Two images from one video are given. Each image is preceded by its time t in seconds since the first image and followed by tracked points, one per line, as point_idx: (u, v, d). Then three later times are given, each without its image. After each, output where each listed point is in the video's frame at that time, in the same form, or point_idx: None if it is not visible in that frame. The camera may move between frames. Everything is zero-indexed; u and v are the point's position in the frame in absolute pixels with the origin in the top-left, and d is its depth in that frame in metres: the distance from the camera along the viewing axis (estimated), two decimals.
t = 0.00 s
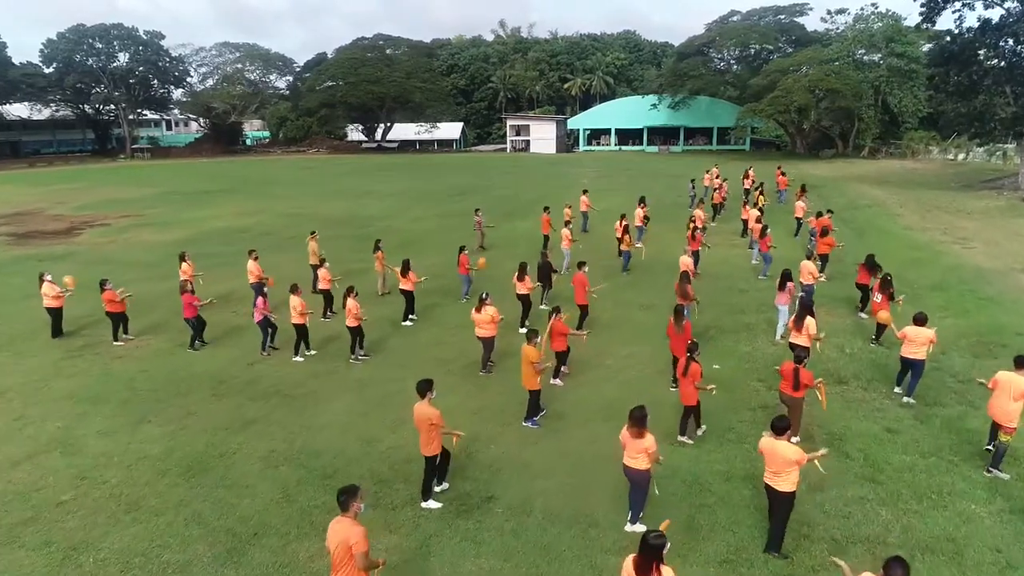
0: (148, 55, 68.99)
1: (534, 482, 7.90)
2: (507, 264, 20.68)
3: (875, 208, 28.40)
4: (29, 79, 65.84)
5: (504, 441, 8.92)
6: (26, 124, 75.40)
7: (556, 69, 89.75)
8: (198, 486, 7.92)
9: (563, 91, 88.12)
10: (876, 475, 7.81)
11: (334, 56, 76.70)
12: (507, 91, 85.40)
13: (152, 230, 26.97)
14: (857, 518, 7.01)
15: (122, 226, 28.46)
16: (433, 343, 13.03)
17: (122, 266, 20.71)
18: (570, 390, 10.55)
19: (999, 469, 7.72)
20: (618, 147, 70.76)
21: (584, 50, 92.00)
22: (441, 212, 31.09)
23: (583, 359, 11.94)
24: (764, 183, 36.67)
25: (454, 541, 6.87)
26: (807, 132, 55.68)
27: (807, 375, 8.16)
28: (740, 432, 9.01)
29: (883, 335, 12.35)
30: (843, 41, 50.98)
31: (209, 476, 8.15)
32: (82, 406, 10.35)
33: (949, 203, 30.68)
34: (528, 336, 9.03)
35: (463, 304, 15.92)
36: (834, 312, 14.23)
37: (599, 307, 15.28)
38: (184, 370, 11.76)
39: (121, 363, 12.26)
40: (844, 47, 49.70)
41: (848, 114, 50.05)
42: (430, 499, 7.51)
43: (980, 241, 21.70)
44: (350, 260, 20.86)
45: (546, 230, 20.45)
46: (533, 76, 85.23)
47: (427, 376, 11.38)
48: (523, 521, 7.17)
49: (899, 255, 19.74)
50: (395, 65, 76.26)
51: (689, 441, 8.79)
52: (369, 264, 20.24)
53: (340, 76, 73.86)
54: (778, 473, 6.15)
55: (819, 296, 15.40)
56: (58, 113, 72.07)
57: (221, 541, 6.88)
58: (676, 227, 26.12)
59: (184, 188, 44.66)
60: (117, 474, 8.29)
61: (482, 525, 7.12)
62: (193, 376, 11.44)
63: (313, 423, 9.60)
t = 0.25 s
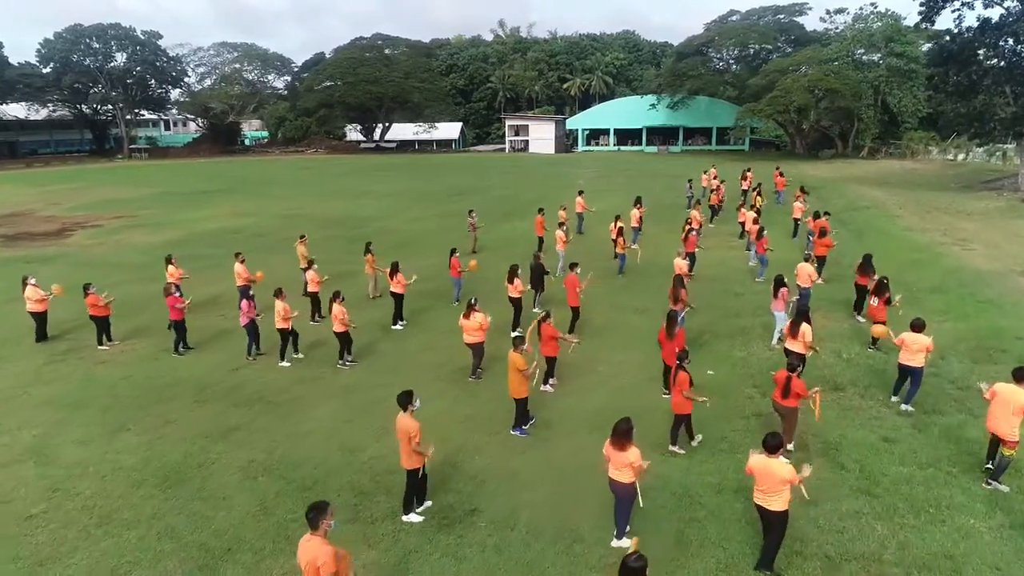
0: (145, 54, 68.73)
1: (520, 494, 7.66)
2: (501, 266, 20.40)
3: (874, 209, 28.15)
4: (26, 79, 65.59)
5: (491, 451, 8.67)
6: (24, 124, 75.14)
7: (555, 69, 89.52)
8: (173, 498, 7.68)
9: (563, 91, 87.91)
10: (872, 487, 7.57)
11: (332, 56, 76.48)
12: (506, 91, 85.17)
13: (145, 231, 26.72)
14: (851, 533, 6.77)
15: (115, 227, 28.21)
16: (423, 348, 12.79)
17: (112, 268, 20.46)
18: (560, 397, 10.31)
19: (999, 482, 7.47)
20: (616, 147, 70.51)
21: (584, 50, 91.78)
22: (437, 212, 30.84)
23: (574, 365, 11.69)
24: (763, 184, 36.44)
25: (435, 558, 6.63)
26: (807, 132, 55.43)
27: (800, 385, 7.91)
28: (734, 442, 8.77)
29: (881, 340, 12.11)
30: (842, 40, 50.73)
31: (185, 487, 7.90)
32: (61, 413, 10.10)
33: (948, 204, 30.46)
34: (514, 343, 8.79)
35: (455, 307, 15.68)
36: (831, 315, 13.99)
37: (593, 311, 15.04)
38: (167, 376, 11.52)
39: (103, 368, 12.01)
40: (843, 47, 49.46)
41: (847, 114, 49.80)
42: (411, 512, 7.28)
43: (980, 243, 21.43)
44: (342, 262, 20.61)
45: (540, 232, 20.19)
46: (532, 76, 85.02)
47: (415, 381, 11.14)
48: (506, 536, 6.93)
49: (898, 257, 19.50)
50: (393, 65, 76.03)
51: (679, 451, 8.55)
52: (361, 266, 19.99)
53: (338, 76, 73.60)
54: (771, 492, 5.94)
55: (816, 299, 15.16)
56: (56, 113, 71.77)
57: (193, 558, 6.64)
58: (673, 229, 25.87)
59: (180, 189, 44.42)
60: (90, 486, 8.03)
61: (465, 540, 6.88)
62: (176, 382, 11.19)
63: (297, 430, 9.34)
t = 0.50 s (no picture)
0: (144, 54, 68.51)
1: (503, 507, 7.43)
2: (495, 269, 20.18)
3: (873, 211, 27.90)
4: (24, 79, 65.36)
5: (475, 461, 8.45)
6: (22, 124, 74.94)
7: (555, 69, 89.29)
8: (146, 512, 7.45)
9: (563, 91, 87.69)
10: (866, 500, 7.33)
11: (331, 56, 76.32)
12: (505, 91, 84.92)
13: (137, 233, 26.50)
14: (843, 549, 6.54)
15: (108, 228, 27.98)
16: (411, 353, 12.57)
17: (101, 271, 20.25)
18: (548, 405, 10.09)
19: (994, 494, 7.25)
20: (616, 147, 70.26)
21: (583, 50, 91.53)
22: (432, 213, 30.60)
23: (564, 372, 11.46)
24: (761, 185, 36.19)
25: None
26: (807, 132, 55.15)
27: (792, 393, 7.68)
28: (725, 452, 8.55)
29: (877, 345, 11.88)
30: (843, 40, 50.46)
31: (159, 500, 7.68)
32: (37, 421, 9.88)
33: (947, 205, 30.22)
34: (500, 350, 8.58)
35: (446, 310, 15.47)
36: (827, 320, 13.75)
37: (585, 315, 14.81)
38: (149, 382, 11.29)
39: (85, 374, 11.79)
40: (843, 46, 49.19)
41: (847, 114, 49.52)
42: (390, 526, 7.04)
43: (980, 245, 21.19)
44: (334, 264, 20.39)
45: (535, 234, 19.97)
46: (532, 76, 84.81)
47: (402, 388, 10.90)
48: (487, 551, 6.70)
49: (896, 259, 19.25)
50: (393, 65, 75.84)
51: (669, 462, 8.33)
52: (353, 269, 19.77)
53: (337, 76, 73.36)
54: (757, 507, 5.71)
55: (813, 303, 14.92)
56: (54, 113, 71.53)
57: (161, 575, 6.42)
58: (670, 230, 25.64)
59: (176, 190, 44.20)
60: (62, 498, 7.80)
61: (444, 556, 6.65)
62: (158, 389, 10.97)
63: (278, 439, 9.11)
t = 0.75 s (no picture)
0: (141, 54, 68.22)
1: (484, 521, 7.20)
2: (488, 271, 19.93)
3: (872, 211, 27.64)
4: (21, 79, 65.08)
5: (459, 472, 8.22)
6: (19, 124, 74.66)
7: (554, 69, 89.07)
8: (117, 524, 7.23)
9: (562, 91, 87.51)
10: (859, 514, 7.10)
11: (330, 56, 76.11)
12: (505, 91, 84.72)
13: (129, 234, 26.26)
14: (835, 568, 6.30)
15: (100, 229, 27.73)
16: (399, 357, 12.34)
17: (89, 273, 20.00)
18: (536, 413, 9.85)
19: (990, 508, 7.02)
20: (615, 148, 70.00)
21: (583, 50, 91.29)
22: (428, 214, 30.36)
23: (554, 378, 11.21)
24: (760, 185, 35.94)
25: None
26: (806, 132, 54.88)
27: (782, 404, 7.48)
28: (715, 463, 8.31)
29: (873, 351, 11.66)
30: (842, 40, 50.20)
31: (131, 513, 7.45)
32: (11, 430, 9.63)
33: (947, 206, 29.98)
34: (484, 358, 8.34)
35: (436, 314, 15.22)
36: (822, 324, 13.53)
37: (577, 318, 14.59)
38: (129, 389, 11.03)
39: (66, 380, 11.56)
40: (842, 46, 48.92)
41: (847, 114, 49.27)
42: (367, 542, 6.81)
43: (979, 247, 20.94)
44: (326, 266, 20.14)
45: (528, 236, 19.74)
46: (531, 76, 84.60)
47: (387, 393, 10.68)
48: (466, 569, 6.47)
49: (895, 261, 19.01)
50: (391, 65, 75.61)
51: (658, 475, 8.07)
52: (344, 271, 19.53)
53: (335, 76, 73.12)
54: (741, 528, 5.49)
55: (809, 306, 14.69)
56: (52, 113, 71.23)
57: None
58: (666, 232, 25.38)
59: (172, 190, 43.91)
60: (30, 511, 7.56)
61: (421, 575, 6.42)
62: (138, 396, 10.73)
63: (257, 448, 8.87)
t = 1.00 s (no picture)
0: (139, 54, 67.98)
1: (464, 536, 6.97)
2: (481, 273, 19.66)
3: (870, 212, 27.39)
4: (18, 79, 64.84)
5: (440, 483, 7.99)
6: (17, 124, 74.43)
7: (553, 69, 88.83)
8: (85, 539, 7.01)
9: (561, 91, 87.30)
10: (853, 529, 6.86)
11: (328, 56, 75.89)
12: (503, 91, 84.51)
13: (121, 236, 26.01)
14: None
15: (91, 230, 27.48)
16: (385, 363, 12.11)
17: (77, 275, 19.75)
18: (523, 422, 9.61)
19: (986, 520, 6.78)
20: (613, 148, 69.74)
21: (582, 50, 90.99)
22: (423, 215, 30.13)
23: (543, 385, 10.96)
24: (758, 186, 35.67)
25: None
26: (806, 132, 54.60)
27: (770, 412, 7.29)
28: (705, 474, 8.06)
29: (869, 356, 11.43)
30: (841, 39, 49.94)
31: (99, 527, 7.21)
32: None
33: (945, 207, 29.74)
34: (467, 363, 8.20)
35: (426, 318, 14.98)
36: (818, 328, 13.28)
37: (570, 322, 14.35)
38: (107, 395, 10.77)
39: (44, 386, 11.32)
40: (842, 46, 48.57)
41: (846, 114, 49.02)
42: (341, 557, 6.57)
43: (978, 249, 20.69)
44: (317, 268, 19.87)
45: (521, 237, 19.49)
46: (530, 76, 84.38)
47: (371, 400, 10.44)
48: None
49: (893, 263, 18.78)
50: (389, 65, 75.38)
51: (646, 487, 7.82)
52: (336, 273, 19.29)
53: (333, 76, 72.90)
54: (724, 544, 5.25)
55: (805, 310, 14.45)
56: (49, 113, 70.79)
57: None
58: (663, 233, 25.12)
59: (167, 190, 43.68)
60: None
61: None
62: (117, 402, 10.48)
63: (235, 458, 8.62)
